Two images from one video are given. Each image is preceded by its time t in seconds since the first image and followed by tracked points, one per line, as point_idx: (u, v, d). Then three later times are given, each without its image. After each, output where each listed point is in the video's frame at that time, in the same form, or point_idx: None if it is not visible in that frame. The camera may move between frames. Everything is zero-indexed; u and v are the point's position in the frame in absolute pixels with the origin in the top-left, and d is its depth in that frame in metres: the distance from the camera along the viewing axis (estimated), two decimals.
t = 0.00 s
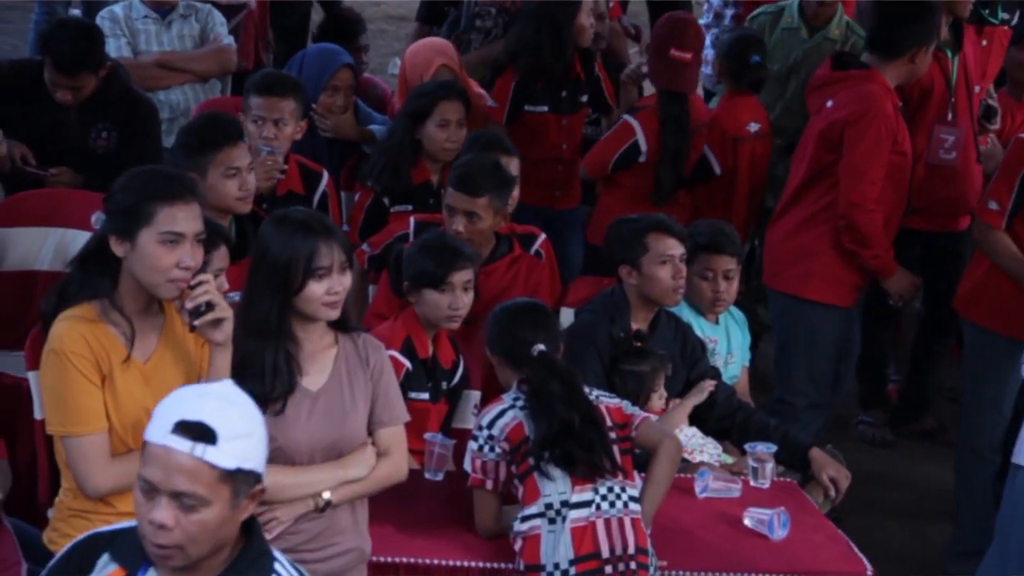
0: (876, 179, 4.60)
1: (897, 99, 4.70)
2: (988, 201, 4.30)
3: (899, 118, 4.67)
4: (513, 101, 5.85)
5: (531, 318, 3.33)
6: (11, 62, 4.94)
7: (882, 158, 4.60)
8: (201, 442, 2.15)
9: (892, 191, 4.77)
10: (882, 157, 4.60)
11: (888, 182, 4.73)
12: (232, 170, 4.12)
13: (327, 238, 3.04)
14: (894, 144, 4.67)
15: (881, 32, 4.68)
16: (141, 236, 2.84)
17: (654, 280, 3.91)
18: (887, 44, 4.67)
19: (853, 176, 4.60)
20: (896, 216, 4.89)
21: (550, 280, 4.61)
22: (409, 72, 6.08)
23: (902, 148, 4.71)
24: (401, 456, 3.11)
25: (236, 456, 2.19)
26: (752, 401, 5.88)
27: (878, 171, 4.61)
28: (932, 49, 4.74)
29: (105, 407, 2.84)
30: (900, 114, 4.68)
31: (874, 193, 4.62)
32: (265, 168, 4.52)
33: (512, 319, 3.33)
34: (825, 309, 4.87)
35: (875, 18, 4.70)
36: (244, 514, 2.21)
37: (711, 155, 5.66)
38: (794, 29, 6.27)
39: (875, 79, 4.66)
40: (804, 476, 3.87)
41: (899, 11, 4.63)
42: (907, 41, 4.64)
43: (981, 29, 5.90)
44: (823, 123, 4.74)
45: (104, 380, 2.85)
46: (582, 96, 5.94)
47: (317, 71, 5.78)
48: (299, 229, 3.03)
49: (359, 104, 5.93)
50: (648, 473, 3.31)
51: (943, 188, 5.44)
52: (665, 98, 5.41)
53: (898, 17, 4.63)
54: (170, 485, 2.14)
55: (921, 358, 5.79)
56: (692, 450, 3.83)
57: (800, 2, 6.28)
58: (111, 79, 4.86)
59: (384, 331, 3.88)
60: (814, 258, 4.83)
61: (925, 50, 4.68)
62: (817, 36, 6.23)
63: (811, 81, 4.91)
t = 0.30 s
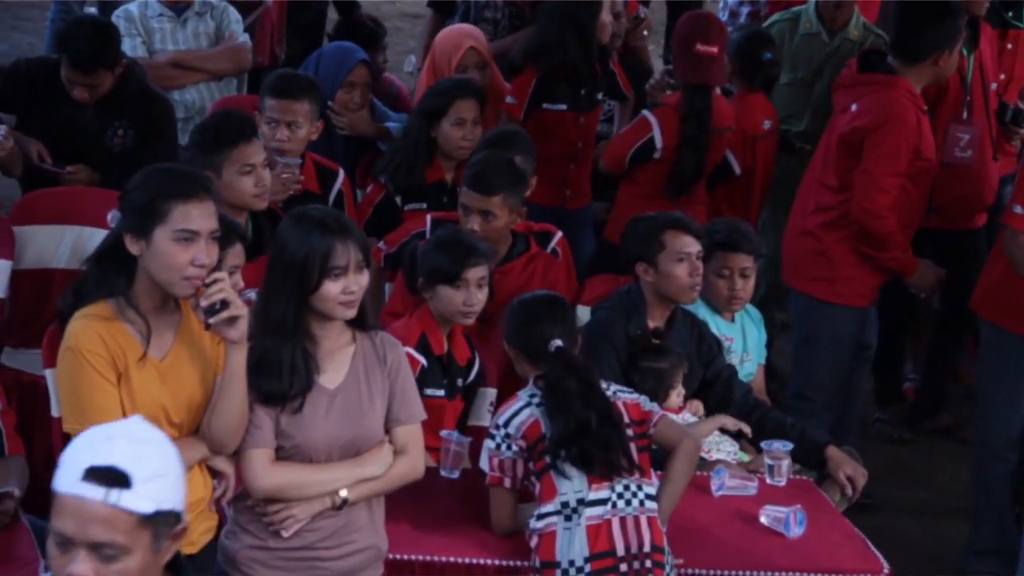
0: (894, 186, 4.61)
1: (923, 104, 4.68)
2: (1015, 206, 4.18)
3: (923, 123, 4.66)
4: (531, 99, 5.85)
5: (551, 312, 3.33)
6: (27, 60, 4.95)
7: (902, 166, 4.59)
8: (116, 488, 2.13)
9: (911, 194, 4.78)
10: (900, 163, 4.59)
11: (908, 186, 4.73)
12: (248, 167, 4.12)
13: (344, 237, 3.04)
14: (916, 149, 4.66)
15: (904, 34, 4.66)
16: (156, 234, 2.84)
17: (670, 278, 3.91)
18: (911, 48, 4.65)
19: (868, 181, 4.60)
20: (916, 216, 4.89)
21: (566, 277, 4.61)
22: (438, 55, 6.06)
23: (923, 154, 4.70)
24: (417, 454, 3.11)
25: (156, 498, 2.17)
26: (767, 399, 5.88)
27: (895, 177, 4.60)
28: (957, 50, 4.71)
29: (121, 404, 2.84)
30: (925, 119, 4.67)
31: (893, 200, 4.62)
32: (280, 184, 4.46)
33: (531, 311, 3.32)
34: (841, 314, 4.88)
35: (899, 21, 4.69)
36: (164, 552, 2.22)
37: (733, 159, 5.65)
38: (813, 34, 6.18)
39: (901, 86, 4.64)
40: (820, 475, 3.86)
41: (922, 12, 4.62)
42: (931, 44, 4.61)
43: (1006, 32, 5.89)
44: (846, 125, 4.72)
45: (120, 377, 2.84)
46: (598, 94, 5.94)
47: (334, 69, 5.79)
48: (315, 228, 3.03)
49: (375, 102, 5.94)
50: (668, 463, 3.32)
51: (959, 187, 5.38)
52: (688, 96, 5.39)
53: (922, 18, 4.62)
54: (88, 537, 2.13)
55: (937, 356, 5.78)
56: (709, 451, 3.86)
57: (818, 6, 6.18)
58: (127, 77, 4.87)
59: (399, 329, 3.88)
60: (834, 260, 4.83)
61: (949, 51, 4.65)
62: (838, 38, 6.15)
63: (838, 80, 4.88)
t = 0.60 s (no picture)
0: (907, 172, 4.69)
1: (933, 92, 4.76)
2: None
3: (933, 110, 4.74)
4: (543, 93, 5.82)
5: (587, 291, 3.23)
6: (44, 54, 4.96)
7: (912, 153, 4.67)
8: None
9: (930, 178, 4.86)
10: (914, 149, 4.68)
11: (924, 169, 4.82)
12: (263, 166, 4.13)
13: (359, 231, 3.03)
14: (927, 135, 4.74)
15: (912, 26, 4.74)
16: (172, 229, 2.84)
17: (684, 273, 3.91)
18: (916, 34, 4.74)
19: (885, 170, 4.70)
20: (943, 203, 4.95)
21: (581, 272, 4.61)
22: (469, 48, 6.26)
23: (938, 140, 4.77)
24: (432, 451, 3.11)
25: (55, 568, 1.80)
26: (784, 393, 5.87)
27: (911, 164, 4.69)
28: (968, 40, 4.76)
29: (137, 398, 2.83)
30: (937, 104, 4.76)
31: (908, 186, 4.69)
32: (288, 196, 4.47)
33: (558, 297, 3.21)
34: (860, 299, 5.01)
35: (908, 12, 4.77)
36: None
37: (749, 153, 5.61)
38: (826, 43, 5.92)
39: (907, 75, 4.72)
40: (836, 470, 3.86)
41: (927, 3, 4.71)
42: (938, 32, 4.69)
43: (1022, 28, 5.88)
44: (859, 119, 4.84)
45: (136, 371, 2.83)
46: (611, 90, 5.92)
47: (351, 65, 5.79)
48: (330, 223, 3.01)
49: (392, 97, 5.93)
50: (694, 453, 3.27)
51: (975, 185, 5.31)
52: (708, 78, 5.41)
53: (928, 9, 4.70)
54: None
55: (953, 351, 5.77)
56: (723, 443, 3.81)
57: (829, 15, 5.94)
58: (143, 72, 4.87)
59: (415, 324, 3.89)
60: (861, 252, 4.98)
61: (956, 38, 4.70)
62: (852, 46, 5.88)
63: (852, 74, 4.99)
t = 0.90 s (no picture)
0: (932, 150, 4.75)
1: (958, 75, 4.85)
2: None
3: (956, 92, 4.82)
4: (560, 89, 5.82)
5: (631, 283, 3.20)
6: (64, 51, 4.99)
7: (935, 131, 4.75)
8: None
9: (956, 159, 4.91)
10: (937, 127, 4.76)
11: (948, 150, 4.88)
12: (274, 170, 4.16)
13: (377, 228, 3.02)
14: (950, 115, 4.81)
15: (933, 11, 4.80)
16: (192, 225, 2.84)
17: (702, 270, 3.91)
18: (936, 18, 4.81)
19: (908, 149, 4.78)
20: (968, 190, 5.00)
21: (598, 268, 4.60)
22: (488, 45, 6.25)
23: (959, 122, 4.85)
24: (450, 447, 3.11)
25: None
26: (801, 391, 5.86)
27: (936, 142, 4.76)
28: (992, 27, 4.81)
29: (155, 394, 2.84)
30: (959, 87, 4.84)
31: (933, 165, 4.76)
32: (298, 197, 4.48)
33: (605, 286, 3.20)
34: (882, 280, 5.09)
35: None
36: None
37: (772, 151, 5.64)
38: (842, 40, 5.89)
39: (931, 57, 4.82)
40: (854, 469, 3.85)
41: None
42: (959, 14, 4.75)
43: None
44: (882, 103, 4.94)
45: (154, 366, 2.84)
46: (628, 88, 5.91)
47: (370, 61, 5.80)
48: (348, 219, 3.01)
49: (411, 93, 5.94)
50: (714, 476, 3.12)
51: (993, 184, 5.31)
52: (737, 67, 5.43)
53: None
54: None
55: (971, 350, 5.76)
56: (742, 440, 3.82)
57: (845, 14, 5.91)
58: (162, 68, 4.88)
59: (433, 320, 3.89)
60: (887, 231, 5.06)
61: (977, 22, 4.76)
62: (868, 44, 5.86)
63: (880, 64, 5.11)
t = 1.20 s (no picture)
0: (943, 141, 4.80)
1: (987, 71, 4.85)
2: None
3: (981, 87, 4.83)
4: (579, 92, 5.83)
5: (685, 285, 3.13)
6: (85, 54, 5.01)
7: (949, 122, 4.79)
8: None
9: (981, 155, 4.92)
10: (948, 120, 4.79)
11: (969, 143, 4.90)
12: (300, 174, 4.17)
13: (399, 232, 3.02)
14: (971, 109, 4.84)
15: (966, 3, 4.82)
16: (215, 229, 2.83)
17: (722, 274, 3.92)
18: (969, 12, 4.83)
19: (922, 142, 4.82)
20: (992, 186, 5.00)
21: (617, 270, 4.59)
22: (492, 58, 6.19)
23: (980, 116, 4.85)
24: (472, 451, 3.11)
25: None
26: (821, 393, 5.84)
27: (947, 136, 4.80)
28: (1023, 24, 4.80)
29: (175, 398, 2.84)
30: (983, 80, 4.84)
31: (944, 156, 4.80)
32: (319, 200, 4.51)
33: (652, 286, 3.13)
34: (903, 276, 5.08)
35: None
36: None
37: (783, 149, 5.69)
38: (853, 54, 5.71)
39: (960, 50, 4.84)
40: (875, 472, 3.84)
41: None
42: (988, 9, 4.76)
43: None
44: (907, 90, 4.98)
45: (175, 370, 2.84)
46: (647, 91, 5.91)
47: (390, 65, 5.80)
48: (370, 223, 3.01)
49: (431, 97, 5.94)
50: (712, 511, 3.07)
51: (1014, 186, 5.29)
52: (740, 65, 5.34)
53: None
54: None
55: (992, 352, 5.74)
56: (762, 445, 3.84)
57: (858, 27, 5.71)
58: (183, 71, 4.89)
59: (453, 322, 3.89)
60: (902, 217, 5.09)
61: (1002, 16, 4.76)
62: (875, 58, 5.66)
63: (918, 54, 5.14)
